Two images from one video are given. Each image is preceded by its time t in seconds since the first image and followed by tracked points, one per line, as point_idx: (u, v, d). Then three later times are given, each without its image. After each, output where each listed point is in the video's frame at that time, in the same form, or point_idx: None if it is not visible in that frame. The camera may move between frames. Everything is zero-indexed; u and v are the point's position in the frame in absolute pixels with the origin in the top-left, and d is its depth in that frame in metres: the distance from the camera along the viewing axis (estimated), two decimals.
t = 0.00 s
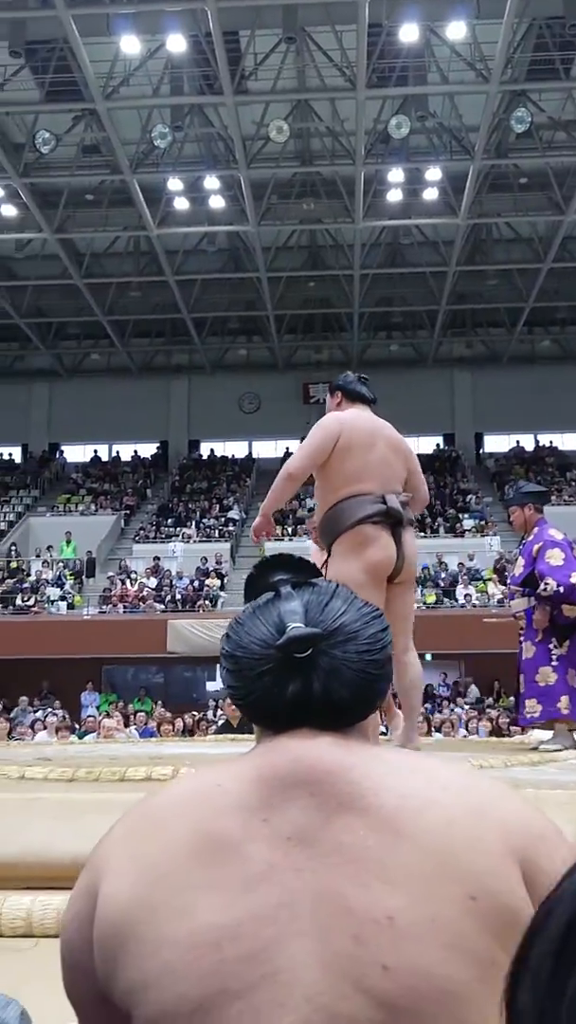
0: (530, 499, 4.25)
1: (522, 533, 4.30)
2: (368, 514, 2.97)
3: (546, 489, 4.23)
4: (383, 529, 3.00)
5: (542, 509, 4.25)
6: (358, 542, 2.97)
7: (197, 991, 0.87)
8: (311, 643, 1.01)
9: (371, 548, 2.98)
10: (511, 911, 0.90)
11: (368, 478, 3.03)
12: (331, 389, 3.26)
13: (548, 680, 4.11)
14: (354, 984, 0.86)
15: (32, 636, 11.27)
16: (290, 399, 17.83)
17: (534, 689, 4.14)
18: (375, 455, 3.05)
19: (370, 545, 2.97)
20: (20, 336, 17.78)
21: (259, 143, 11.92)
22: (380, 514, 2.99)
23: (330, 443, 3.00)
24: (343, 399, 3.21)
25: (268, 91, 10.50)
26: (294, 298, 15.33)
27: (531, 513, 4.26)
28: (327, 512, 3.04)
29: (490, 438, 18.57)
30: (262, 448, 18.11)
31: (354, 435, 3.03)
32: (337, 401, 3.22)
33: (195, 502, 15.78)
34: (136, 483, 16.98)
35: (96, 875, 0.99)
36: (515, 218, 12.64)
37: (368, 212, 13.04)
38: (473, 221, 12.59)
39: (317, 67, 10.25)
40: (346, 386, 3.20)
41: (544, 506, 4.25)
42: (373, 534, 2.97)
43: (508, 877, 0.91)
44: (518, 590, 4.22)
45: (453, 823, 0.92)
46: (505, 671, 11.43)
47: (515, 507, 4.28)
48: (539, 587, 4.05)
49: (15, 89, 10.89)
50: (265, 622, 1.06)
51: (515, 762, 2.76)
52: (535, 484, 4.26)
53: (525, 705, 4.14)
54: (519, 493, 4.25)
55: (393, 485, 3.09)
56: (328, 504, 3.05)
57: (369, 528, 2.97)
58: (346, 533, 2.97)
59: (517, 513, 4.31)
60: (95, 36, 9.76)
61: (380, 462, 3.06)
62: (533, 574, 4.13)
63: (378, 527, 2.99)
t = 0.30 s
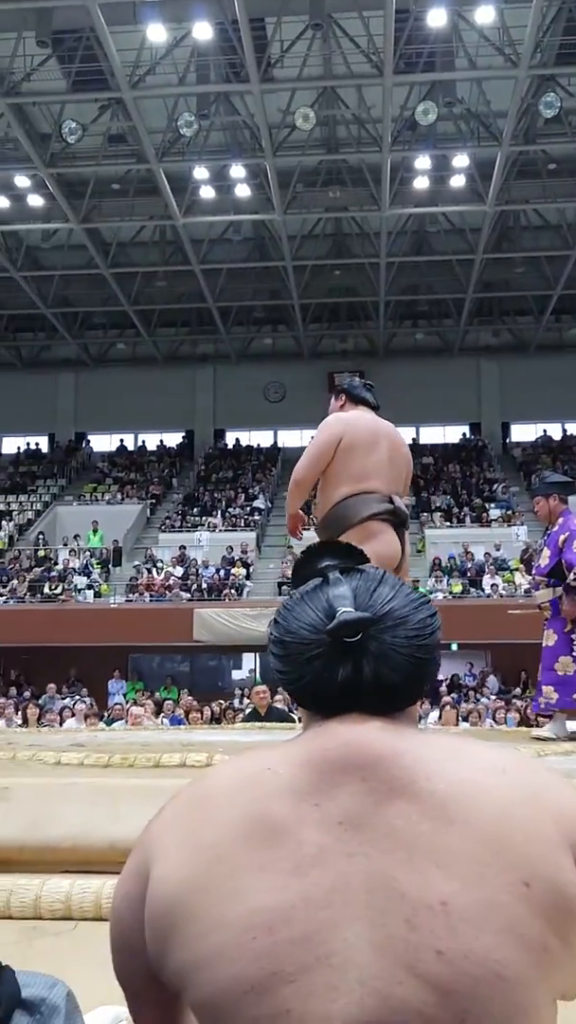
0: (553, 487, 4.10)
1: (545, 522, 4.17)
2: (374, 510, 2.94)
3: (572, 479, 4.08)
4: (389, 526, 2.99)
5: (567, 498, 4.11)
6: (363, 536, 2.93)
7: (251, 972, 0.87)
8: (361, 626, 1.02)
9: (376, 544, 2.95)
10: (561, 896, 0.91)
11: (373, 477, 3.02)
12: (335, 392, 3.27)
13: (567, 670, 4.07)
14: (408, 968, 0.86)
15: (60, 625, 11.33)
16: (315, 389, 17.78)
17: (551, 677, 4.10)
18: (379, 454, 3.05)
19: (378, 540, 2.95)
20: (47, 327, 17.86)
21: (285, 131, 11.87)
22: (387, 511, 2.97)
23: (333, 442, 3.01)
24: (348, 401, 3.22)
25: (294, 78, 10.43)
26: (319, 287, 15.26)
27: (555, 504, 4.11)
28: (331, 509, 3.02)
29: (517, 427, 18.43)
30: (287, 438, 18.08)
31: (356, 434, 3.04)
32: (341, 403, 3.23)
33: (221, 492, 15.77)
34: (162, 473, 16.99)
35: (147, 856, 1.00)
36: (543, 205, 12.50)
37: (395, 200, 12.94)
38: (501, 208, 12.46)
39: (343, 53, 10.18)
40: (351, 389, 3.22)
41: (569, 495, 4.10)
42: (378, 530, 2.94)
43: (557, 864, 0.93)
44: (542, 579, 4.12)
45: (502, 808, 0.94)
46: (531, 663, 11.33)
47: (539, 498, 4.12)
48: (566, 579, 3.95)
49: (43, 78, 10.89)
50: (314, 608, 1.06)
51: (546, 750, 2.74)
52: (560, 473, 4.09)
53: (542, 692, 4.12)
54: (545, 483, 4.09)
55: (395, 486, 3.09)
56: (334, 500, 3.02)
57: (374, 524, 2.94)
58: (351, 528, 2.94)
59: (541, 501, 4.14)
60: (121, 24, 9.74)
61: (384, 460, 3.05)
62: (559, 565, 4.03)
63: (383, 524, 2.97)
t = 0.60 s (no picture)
0: (560, 480, 4.07)
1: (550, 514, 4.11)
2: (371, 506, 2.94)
3: None
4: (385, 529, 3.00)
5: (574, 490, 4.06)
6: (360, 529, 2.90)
7: (295, 955, 0.88)
8: (402, 612, 1.02)
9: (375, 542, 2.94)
10: None
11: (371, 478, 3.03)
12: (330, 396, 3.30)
13: (569, 664, 3.93)
14: (451, 951, 0.87)
15: (79, 616, 11.37)
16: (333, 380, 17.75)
17: (553, 671, 3.95)
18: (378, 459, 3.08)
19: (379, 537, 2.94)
20: (66, 319, 17.90)
21: (303, 122, 11.82)
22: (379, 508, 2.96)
23: (342, 438, 3.01)
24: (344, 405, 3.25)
25: (314, 68, 10.37)
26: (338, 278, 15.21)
27: (561, 496, 4.07)
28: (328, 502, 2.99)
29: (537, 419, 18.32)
30: (305, 429, 18.05)
31: (361, 435, 3.06)
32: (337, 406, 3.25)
33: (239, 483, 15.77)
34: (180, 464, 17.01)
35: (188, 838, 1.01)
36: (563, 194, 12.41)
37: (414, 190, 12.87)
38: (521, 198, 12.38)
39: (362, 42, 10.13)
40: (348, 394, 3.25)
41: None
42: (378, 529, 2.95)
43: None
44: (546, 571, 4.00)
45: (545, 791, 0.93)
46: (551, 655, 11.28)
47: (545, 490, 4.09)
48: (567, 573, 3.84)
49: (62, 70, 10.91)
50: (354, 593, 1.07)
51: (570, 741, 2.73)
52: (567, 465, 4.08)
53: (544, 686, 3.97)
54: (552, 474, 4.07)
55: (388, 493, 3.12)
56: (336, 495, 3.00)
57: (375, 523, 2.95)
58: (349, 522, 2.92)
59: (548, 493, 4.11)
60: (140, 15, 9.73)
61: (380, 465, 3.08)
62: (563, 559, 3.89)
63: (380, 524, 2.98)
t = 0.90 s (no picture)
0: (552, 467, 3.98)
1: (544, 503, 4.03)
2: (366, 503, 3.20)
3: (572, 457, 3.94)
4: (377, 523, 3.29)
5: (566, 478, 3.96)
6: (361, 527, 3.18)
7: (324, 938, 0.90)
8: (429, 600, 1.03)
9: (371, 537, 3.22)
10: None
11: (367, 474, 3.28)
12: (320, 390, 3.38)
13: (565, 656, 3.86)
14: (480, 937, 0.88)
15: (90, 611, 11.38)
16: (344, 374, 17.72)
17: (550, 664, 3.89)
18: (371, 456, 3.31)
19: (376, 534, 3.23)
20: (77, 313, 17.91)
21: (314, 115, 11.77)
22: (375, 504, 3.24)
23: (353, 436, 3.17)
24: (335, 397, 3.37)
25: (325, 60, 10.32)
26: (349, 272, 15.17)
27: (553, 483, 3.98)
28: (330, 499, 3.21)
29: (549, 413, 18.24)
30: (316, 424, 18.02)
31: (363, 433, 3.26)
32: (328, 399, 3.36)
33: (250, 477, 15.76)
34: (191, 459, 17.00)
35: (213, 826, 1.02)
36: None
37: (426, 183, 12.81)
38: (533, 191, 12.32)
39: (373, 34, 10.08)
40: (340, 389, 3.35)
41: (568, 474, 3.96)
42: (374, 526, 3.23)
43: None
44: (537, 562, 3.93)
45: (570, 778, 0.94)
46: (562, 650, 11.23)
47: (537, 477, 4.01)
48: (553, 563, 3.77)
49: (72, 64, 10.89)
50: (381, 581, 1.08)
51: None
52: (559, 451, 3.98)
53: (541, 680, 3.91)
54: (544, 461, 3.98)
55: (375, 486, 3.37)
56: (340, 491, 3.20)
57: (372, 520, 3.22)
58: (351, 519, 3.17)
59: (541, 481, 4.02)
60: (151, 9, 9.70)
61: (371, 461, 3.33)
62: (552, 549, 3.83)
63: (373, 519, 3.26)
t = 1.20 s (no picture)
0: (550, 461, 3.88)
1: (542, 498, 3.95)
2: (349, 503, 3.25)
3: (571, 451, 3.84)
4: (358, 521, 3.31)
5: (565, 472, 3.87)
6: (336, 523, 3.21)
7: (339, 932, 0.90)
8: (441, 593, 1.03)
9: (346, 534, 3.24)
10: None
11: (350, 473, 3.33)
12: (306, 388, 3.46)
13: (563, 652, 3.81)
14: (496, 931, 0.88)
15: (100, 609, 11.41)
16: (352, 371, 17.71)
17: (548, 661, 3.84)
18: (357, 456, 3.38)
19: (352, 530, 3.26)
20: (85, 312, 17.92)
21: (322, 112, 11.73)
22: (354, 502, 3.28)
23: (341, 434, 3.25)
24: (319, 397, 3.45)
25: (333, 58, 10.31)
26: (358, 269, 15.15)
27: (552, 477, 3.89)
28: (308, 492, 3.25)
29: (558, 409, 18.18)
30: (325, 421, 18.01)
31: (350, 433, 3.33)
32: (313, 397, 3.44)
33: (259, 475, 15.75)
34: (200, 457, 17.00)
35: (229, 819, 1.02)
36: None
37: (434, 179, 12.78)
38: (542, 186, 12.29)
39: (381, 31, 10.05)
40: (325, 388, 3.44)
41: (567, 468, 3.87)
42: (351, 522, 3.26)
43: None
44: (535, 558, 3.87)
45: None
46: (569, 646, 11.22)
47: (536, 471, 3.92)
48: (550, 558, 3.73)
49: (81, 62, 10.87)
50: (394, 574, 1.08)
51: None
52: (558, 444, 3.87)
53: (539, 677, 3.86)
54: (541, 455, 3.89)
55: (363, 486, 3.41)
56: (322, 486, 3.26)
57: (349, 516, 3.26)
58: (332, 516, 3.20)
59: (539, 475, 3.94)
60: (159, 7, 9.69)
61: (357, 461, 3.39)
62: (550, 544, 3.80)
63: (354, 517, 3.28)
